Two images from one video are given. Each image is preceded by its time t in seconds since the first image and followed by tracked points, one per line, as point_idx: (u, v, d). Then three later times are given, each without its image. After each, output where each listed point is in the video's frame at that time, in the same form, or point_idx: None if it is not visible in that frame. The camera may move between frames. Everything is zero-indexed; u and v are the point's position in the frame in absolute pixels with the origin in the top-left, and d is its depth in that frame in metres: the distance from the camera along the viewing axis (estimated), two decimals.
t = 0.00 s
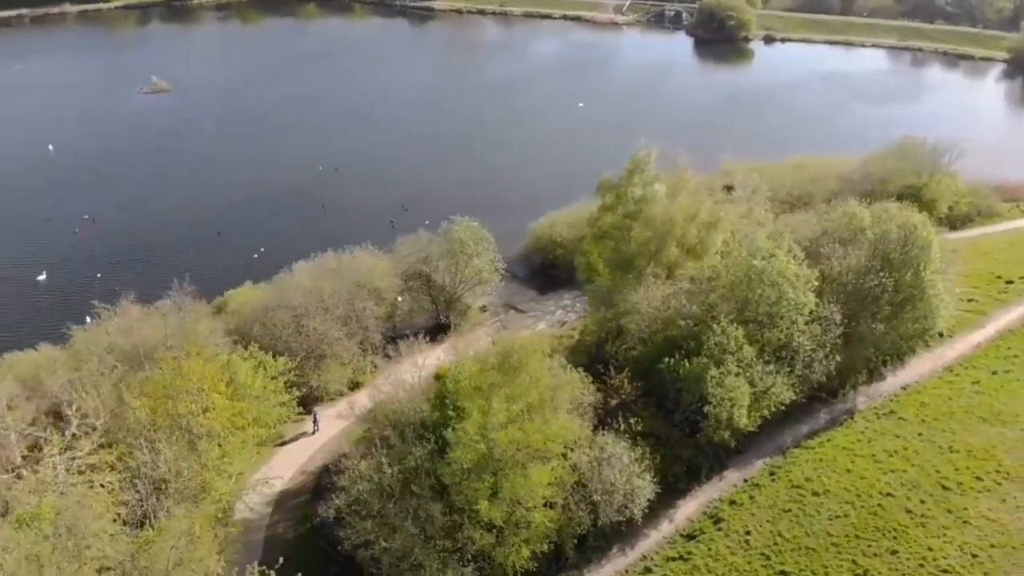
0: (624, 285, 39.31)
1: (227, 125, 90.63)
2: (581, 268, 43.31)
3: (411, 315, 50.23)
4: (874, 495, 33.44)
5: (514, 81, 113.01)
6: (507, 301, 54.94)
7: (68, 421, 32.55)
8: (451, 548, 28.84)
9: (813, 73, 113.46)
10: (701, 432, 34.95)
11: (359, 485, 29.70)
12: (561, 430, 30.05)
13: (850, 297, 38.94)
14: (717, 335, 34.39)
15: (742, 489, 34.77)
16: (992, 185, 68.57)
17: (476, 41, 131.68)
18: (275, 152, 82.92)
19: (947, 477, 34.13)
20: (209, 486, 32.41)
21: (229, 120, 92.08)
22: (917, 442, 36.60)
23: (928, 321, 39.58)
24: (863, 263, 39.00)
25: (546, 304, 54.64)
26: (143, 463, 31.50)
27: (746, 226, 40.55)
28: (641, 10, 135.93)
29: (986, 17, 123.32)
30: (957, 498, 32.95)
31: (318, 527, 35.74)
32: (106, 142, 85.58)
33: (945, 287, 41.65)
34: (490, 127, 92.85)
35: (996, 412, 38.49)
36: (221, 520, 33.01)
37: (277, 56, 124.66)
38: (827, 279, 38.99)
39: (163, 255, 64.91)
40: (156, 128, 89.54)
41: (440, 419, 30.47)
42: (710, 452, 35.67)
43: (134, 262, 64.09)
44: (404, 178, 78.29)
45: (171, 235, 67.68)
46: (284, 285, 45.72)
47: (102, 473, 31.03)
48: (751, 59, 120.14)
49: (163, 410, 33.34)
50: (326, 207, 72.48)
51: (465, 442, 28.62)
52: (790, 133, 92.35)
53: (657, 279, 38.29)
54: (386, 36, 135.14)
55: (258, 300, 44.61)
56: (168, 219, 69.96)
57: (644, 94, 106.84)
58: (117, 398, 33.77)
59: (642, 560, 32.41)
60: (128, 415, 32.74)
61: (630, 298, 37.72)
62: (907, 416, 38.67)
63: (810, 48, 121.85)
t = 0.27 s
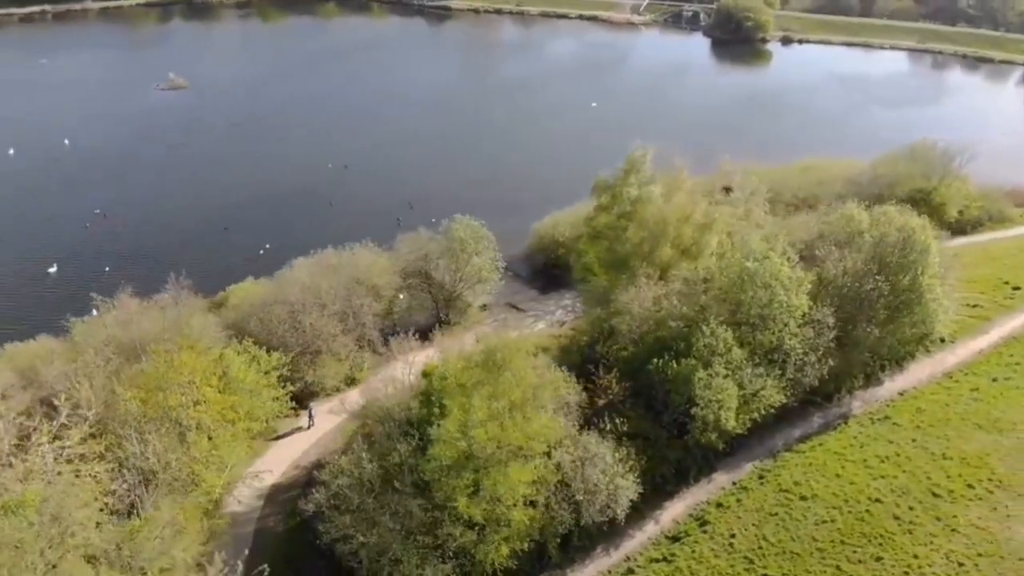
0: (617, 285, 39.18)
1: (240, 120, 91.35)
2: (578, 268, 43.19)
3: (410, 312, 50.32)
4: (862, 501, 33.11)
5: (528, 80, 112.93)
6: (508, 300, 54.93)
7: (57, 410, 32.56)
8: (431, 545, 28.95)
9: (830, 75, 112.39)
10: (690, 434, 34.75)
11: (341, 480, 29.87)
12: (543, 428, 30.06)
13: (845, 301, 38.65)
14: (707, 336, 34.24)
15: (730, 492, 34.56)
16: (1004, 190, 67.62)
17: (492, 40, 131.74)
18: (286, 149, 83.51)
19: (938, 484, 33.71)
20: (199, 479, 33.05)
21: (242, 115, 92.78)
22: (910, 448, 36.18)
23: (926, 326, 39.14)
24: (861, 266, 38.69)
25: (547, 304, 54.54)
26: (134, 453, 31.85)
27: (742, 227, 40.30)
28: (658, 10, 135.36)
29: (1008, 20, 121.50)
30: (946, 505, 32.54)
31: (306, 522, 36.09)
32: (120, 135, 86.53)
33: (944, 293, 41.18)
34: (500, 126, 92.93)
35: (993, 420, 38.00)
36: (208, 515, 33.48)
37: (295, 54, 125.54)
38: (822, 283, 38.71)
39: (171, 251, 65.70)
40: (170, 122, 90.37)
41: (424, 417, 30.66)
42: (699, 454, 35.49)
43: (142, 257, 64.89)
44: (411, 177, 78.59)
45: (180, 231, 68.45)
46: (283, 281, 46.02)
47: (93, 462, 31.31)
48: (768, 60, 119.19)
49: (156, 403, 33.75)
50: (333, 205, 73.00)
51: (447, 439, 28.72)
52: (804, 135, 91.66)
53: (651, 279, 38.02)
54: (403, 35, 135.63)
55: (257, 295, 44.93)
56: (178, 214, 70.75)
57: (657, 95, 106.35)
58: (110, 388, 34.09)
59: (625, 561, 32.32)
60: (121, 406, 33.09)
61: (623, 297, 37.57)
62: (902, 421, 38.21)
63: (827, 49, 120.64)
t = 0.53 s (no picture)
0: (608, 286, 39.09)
1: (257, 115, 92.37)
2: (574, 268, 43.14)
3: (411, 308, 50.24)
4: (847, 507, 32.73)
5: (545, 80, 112.84)
6: (508, 299, 54.94)
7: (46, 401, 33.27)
8: (406, 539, 29.21)
9: (852, 77, 110.82)
10: (674, 436, 34.65)
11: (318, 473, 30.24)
12: (520, 426, 30.12)
13: (838, 305, 38.22)
14: (692, 337, 34.12)
15: (714, 495, 34.37)
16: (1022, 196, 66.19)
17: (512, 39, 132.02)
18: (300, 145, 84.35)
19: (926, 493, 33.20)
20: (187, 466, 33.39)
21: (259, 111, 93.81)
22: (900, 455, 35.69)
23: (922, 332, 38.59)
24: (855, 271, 38.29)
25: (548, 304, 54.45)
26: (121, 441, 32.40)
27: (736, 230, 39.99)
28: (680, 11, 134.60)
29: None
30: (933, 514, 32.05)
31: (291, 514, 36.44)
32: (139, 128, 87.86)
33: (943, 299, 40.54)
34: (513, 125, 93.13)
35: (988, 429, 37.35)
36: (197, 504, 34.13)
37: (316, 52, 126.62)
38: (815, 286, 38.35)
39: (181, 244, 66.72)
40: (189, 116, 91.62)
41: (404, 413, 30.99)
42: (684, 456, 35.33)
43: (154, 250, 65.98)
44: (422, 175, 79.02)
45: (192, 224, 69.46)
46: (283, 276, 46.54)
47: (79, 450, 31.93)
48: (789, 62, 117.91)
49: (145, 393, 34.30)
50: (343, 201, 73.70)
51: (422, 435, 29.10)
52: (820, 139, 90.63)
53: (641, 279, 37.80)
54: (424, 34, 136.25)
55: (256, 290, 45.45)
56: (190, 208, 71.80)
57: (674, 95, 105.69)
58: (101, 377, 34.66)
59: (604, 561, 32.29)
60: (111, 395, 33.64)
61: (612, 296, 37.44)
62: (895, 428, 37.72)
63: (851, 52, 119.05)
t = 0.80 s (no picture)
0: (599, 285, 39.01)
1: (272, 111, 93.29)
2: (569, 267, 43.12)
3: (416, 308, 49.86)
4: (831, 512, 32.46)
5: (561, 79, 112.80)
6: (509, 297, 54.95)
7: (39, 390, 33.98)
8: (384, 532, 29.42)
9: (871, 79, 109.56)
10: (659, 436, 34.53)
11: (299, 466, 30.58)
12: (499, 423, 30.23)
13: (830, 308, 37.90)
14: (678, 338, 34.01)
15: (699, 497, 34.23)
16: None
17: (530, 39, 132.10)
18: (312, 141, 85.11)
19: (913, 499, 32.81)
20: (173, 455, 33.76)
21: (274, 107, 94.70)
22: (890, 461, 35.29)
23: (917, 337, 38.18)
24: (849, 274, 37.97)
25: (549, 302, 54.35)
26: (108, 430, 32.93)
27: (731, 231, 39.77)
28: (700, 11, 133.80)
29: None
30: (918, 521, 31.67)
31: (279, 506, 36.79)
32: (156, 123, 89.09)
33: (941, 305, 40.03)
34: (525, 125, 93.32)
35: (982, 437, 36.85)
36: (186, 493, 34.65)
37: (334, 49, 127.51)
38: (808, 289, 38.05)
39: (190, 238, 67.65)
40: (205, 111, 92.70)
41: (385, 407, 31.23)
42: (670, 456, 35.22)
43: (164, 243, 66.95)
44: (431, 173, 79.44)
45: (202, 218, 70.37)
46: (282, 270, 46.98)
47: (69, 438, 32.49)
48: (809, 63, 116.76)
49: (136, 384, 34.80)
50: (351, 198, 74.30)
51: (400, 429, 29.38)
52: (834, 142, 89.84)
53: (631, 278, 37.65)
54: (442, 34, 136.71)
55: (255, 284, 45.91)
56: (201, 202, 72.73)
57: (689, 96, 105.17)
58: (93, 367, 35.15)
59: (584, 559, 32.29)
60: (101, 386, 34.20)
61: (602, 295, 37.35)
62: (886, 434, 37.33)
63: (871, 54, 117.64)
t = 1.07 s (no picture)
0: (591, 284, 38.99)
1: (286, 109, 94.18)
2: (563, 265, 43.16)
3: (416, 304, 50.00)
4: (814, 516, 32.21)
5: (576, 79, 112.74)
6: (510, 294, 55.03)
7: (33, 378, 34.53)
8: (363, 525, 29.75)
9: (890, 82, 108.27)
10: (645, 436, 34.47)
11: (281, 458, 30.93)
12: (478, 419, 30.35)
13: (822, 311, 37.47)
14: (664, 338, 33.91)
15: (683, 498, 34.14)
16: None
17: (547, 38, 132.09)
18: (323, 139, 85.86)
19: (899, 505, 32.47)
20: (161, 447, 34.31)
21: (289, 105, 95.60)
22: (879, 467, 34.94)
23: (911, 341, 37.75)
24: (844, 275, 37.54)
25: (550, 301, 54.36)
26: (98, 418, 33.48)
27: (725, 232, 39.59)
28: (719, 11, 132.97)
29: None
30: (902, 527, 31.34)
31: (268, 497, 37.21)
32: (173, 119, 90.38)
33: (939, 309, 39.52)
34: (537, 125, 93.40)
35: (975, 444, 36.37)
36: (177, 482, 35.11)
37: (352, 48, 128.39)
38: (801, 292, 37.72)
39: (199, 233, 68.57)
40: (220, 108, 93.81)
41: (367, 401, 31.48)
42: (656, 456, 35.15)
43: (173, 238, 67.94)
44: (439, 172, 79.85)
45: (211, 214, 71.29)
46: (282, 265, 47.47)
47: (58, 426, 32.98)
48: (827, 64, 115.58)
49: (127, 374, 35.28)
50: (359, 195, 74.90)
51: (379, 425, 29.52)
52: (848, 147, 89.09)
53: (621, 277, 37.55)
54: (459, 32, 137.06)
55: (254, 278, 46.40)
56: (211, 197, 73.66)
57: (704, 97, 104.62)
58: (87, 356, 35.73)
59: (564, 557, 32.34)
60: (93, 376, 34.71)
61: (592, 294, 37.34)
62: (877, 439, 36.97)
63: (892, 56, 116.20)
